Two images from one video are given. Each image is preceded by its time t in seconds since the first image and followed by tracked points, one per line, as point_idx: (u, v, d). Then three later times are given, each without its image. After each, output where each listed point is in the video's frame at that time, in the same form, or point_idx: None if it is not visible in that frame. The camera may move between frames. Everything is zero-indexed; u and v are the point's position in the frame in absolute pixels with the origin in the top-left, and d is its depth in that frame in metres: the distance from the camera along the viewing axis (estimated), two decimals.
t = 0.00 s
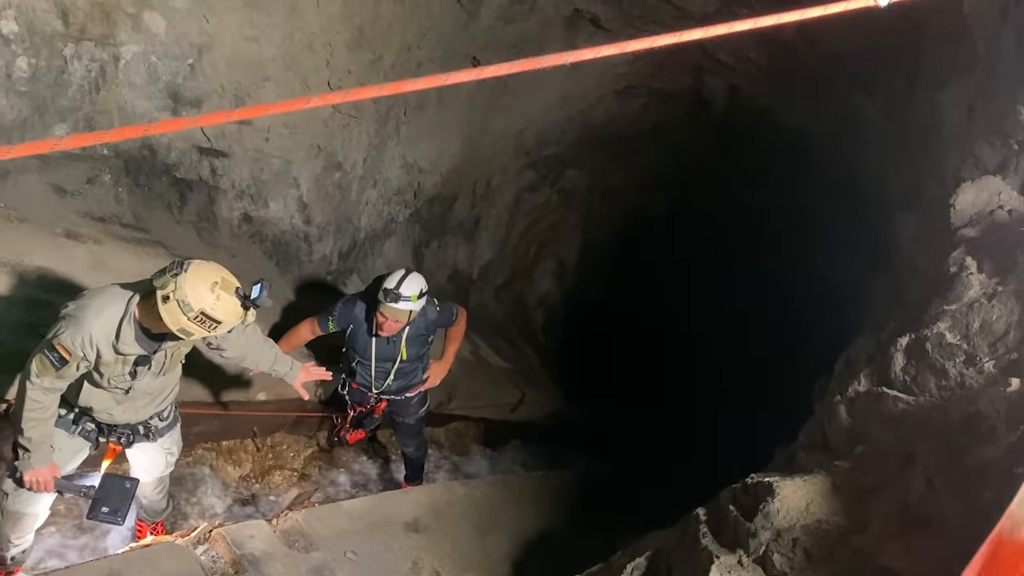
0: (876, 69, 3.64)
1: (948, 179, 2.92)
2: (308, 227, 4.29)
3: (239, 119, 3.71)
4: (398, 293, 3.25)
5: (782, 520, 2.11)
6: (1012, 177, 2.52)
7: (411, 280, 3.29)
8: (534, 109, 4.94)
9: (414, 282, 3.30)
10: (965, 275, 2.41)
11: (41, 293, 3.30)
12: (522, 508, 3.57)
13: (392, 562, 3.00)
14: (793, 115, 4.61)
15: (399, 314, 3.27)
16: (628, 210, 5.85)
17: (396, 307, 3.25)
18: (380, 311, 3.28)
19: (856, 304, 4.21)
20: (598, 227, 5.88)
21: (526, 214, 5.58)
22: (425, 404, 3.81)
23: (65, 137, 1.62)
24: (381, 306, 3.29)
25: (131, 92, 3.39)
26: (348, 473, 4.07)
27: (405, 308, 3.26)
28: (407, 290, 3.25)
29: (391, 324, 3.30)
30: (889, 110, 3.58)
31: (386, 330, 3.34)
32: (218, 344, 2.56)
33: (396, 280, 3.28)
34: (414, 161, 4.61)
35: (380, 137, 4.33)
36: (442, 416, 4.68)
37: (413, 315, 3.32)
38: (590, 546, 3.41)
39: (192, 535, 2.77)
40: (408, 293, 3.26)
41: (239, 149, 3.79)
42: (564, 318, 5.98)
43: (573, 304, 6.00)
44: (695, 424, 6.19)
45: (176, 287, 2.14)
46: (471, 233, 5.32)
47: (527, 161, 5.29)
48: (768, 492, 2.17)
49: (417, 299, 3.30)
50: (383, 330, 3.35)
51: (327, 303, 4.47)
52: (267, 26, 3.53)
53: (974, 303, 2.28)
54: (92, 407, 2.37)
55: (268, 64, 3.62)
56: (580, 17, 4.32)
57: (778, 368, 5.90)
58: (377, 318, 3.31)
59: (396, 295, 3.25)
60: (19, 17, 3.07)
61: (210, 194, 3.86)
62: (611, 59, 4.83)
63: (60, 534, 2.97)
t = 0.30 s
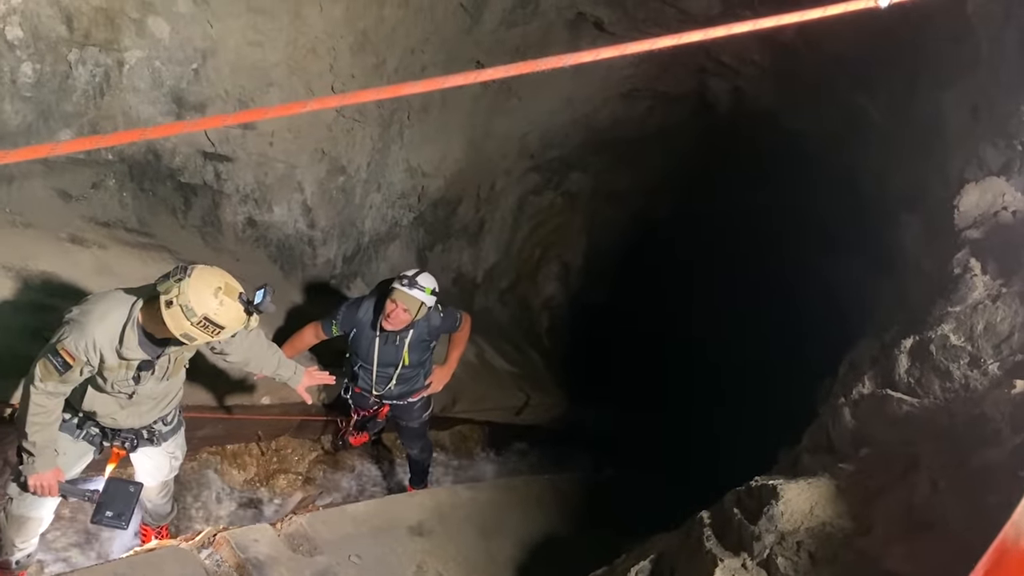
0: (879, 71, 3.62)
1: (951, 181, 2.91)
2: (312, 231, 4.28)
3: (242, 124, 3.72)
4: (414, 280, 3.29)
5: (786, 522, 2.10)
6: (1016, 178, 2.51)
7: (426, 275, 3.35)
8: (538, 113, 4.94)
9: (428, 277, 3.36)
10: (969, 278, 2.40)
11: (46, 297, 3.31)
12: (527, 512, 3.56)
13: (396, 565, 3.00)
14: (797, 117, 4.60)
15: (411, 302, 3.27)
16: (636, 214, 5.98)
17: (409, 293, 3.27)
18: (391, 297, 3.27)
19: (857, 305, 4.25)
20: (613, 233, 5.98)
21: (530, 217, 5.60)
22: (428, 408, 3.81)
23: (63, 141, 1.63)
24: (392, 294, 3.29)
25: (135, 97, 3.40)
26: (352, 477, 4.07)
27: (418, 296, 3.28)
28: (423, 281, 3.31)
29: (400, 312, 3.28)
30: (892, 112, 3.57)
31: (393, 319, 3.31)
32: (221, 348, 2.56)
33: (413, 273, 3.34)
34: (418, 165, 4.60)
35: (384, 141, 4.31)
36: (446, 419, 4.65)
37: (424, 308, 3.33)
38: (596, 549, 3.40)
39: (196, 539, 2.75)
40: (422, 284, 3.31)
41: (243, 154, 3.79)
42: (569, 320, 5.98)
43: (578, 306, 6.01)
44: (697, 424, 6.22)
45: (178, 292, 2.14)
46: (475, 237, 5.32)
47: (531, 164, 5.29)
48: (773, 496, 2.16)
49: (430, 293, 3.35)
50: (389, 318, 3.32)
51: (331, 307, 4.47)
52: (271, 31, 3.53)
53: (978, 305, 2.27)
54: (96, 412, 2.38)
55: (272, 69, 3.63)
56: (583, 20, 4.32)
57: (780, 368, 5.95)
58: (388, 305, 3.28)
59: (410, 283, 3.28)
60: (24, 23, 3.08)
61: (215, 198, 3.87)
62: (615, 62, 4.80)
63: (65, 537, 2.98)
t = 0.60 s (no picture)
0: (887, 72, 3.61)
1: (960, 182, 2.89)
2: (320, 235, 4.30)
3: (251, 129, 3.73)
4: (432, 284, 3.30)
5: (796, 525, 2.09)
6: None
7: (443, 279, 3.37)
8: (544, 116, 4.94)
9: (444, 281, 3.37)
10: (979, 278, 2.41)
11: (55, 301, 3.32)
12: (536, 515, 3.56)
13: (406, 569, 3.00)
14: (805, 119, 4.58)
15: (427, 304, 3.27)
16: (644, 216, 6.01)
17: (426, 295, 3.27)
18: (407, 298, 3.28)
19: (867, 304, 4.24)
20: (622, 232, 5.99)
21: (537, 220, 5.61)
22: (436, 415, 3.81)
23: (72, 150, 1.70)
24: (409, 295, 3.29)
25: (144, 103, 3.42)
26: (361, 480, 4.08)
27: (435, 300, 3.28)
28: (440, 285, 3.31)
29: (415, 314, 3.29)
30: (901, 114, 3.55)
31: (408, 321, 3.32)
32: (230, 353, 2.57)
33: (432, 277, 3.35)
34: (425, 169, 4.61)
35: (391, 145, 4.33)
36: (454, 422, 4.64)
37: (440, 312, 3.33)
38: (605, 552, 3.40)
39: (206, 543, 2.74)
40: (439, 288, 3.32)
41: (251, 159, 3.80)
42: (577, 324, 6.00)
43: (587, 308, 6.04)
44: (706, 426, 6.19)
45: (185, 297, 2.15)
46: (482, 240, 5.32)
47: (538, 167, 5.29)
48: (782, 498, 2.16)
49: (446, 298, 3.36)
50: (405, 320, 3.32)
51: (339, 311, 4.48)
52: (279, 36, 3.55)
53: (988, 306, 2.27)
54: (105, 416, 2.39)
55: (280, 74, 3.64)
56: (590, 23, 4.32)
57: (792, 370, 5.94)
58: (403, 305, 3.29)
59: (428, 285, 3.29)
60: (34, 30, 3.09)
61: (223, 203, 3.89)
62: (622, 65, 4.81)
63: (76, 541, 3.00)
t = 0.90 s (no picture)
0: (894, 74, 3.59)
1: (967, 184, 2.88)
2: (326, 239, 4.30)
3: (257, 133, 3.74)
4: (437, 283, 3.30)
5: (803, 528, 2.06)
6: None
7: (448, 279, 3.36)
8: (552, 120, 4.92)
9: (449, 281, 3.36)
10: (986, 281, 2.38)
11: (64, 305, 3.28)
12: (543, 518, 3.55)
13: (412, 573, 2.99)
14: (812, 121, 4.55)
15: (432, 303, 3.26)
16: (650, 220, 6.07)
17: (431, 295, 3.27)
18: (412, 299, 3.27)
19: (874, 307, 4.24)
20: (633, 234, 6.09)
21: (544, 223, 5.59)
22: (445, 419, 3.82)
23: (76, 153, 1.64)
24: (414, 297, 3.29)
25: (150, 108, 3.43)
26: (368, 484, 4.07)
27: (440, 299, 3.28)
28: (444, 284, 3.31)
29: (421, 316, 3.28)
30: (908, 115, 3.53)
31: (412, 322, 3.30)
32: (242, 358, 2.58)
33: (436, 276, 3.34)
34: (431, 172, 4.61)
35: (397, 149, 4.33)
36: (461, 426, 4.60)
37: (446, 312, 3.32)
38: (612, 556, 3.39)
39: (212, 546, 2.75)
40: (444, 288, 3.32)
41: (258, 163, 3.82)
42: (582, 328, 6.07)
43: (593, 313, 6.12)
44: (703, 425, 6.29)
45: (179, 298, 2.16)
46: (489, 244, 5.32)
47: (545, 171, 5.27)
48: (789, 501, 2.13)
49: (452, 297, 3.35)
50: (409, 321, 3.30)
51: (346, 315, 4.48)
52: (285, 40, 3.55)
53: (995, 308, 2.25)
54: (112, 421, 2.40)
55: (286, 78, 3.65)
56: (595, 26, 4.32)
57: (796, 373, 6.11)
58: (408, 307, 3.28)
59: (433, 285, 3.29)
60: (42, 36, 3.13)
61: (230, 207, 3.90)
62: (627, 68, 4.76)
63: (82, 544, 3.01)
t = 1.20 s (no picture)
0: (901, 76, 3.57)
1: (976, 185, 2.86)
2: (335, 244, 4.31)
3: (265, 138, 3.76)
4: (441, 302, 3.28)
5: (811, 532, 2.06)
6: None
7: (456, 296, 3.33)
8: (559, 123, 4.93)
9: (457, 298, 3.34)
10: (995, 283, 2.38)
11: (79, 312, 3.32)
12: (551, 522, 3.54)
13: None
14: (821, 124, 4.52)
15: (436, 323, 3.27)
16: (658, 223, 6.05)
17: (435, 315, 3.27)
18: (418, 318, 3.30)
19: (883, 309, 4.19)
20: (640, 241, 6.09)
21: (552, 227, 5.60)
22: (458, 425, 3.79)
23: (87, 159, 1.67)
24: (420, 314, 3.31)
25: (160, 114, 3.46)
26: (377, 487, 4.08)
27: (445, 319, 3.28)
28: (450, 303, 3.29)
29: (426, 333, 3.31)
30: (916, 117, 3.51)
31: (419, 339, 3.34)
32: (241, 363, 2.58)
33: (443, 293, 3.32)
34: (439, 176, 4.62)
35: (405, 153, 4.34)
36: (469, 430, 4.60)
37: (452, 329, 3.32)
38: (621, 560, 3.38)
39: (222, 550, 2.75)
40: (450, 306, 3.29)
41: (266, 168, 3.84)
42: (589, 331, 6.08)
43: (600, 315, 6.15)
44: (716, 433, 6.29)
45: (188, 301, 2.17)
46: (497, 247, 5.33)
47: (553, 174, 5.28)
48: (797, 504, 2.14)
49: (458, 316, 3.33)
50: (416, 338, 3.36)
51: (355, 319, 4.49)
52: (293, 46, 3.57)
53: (1003, 310, 2.24)
54: (122, 425, 2.41)
55: (294, 84, 3.66)
56: (603, 29, 4.32)
57: (802, 376, 6.00)
58: (414, 324, 3.31)
59: (437, 304, 3.28)
60: (52, 43, 3.16)
61: (239, 212, 3.93)
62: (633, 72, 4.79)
63: (93, 548, 3.02)
